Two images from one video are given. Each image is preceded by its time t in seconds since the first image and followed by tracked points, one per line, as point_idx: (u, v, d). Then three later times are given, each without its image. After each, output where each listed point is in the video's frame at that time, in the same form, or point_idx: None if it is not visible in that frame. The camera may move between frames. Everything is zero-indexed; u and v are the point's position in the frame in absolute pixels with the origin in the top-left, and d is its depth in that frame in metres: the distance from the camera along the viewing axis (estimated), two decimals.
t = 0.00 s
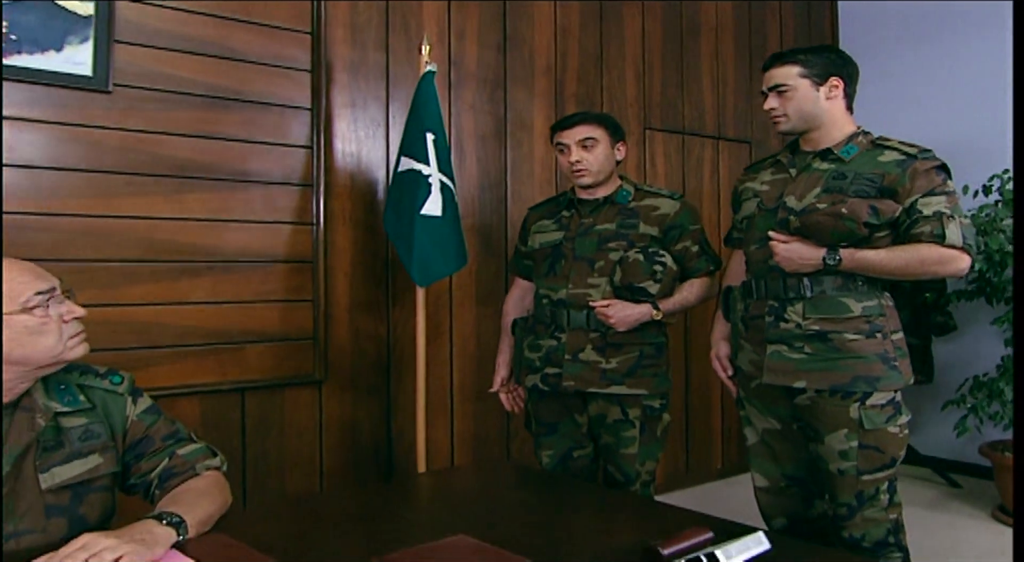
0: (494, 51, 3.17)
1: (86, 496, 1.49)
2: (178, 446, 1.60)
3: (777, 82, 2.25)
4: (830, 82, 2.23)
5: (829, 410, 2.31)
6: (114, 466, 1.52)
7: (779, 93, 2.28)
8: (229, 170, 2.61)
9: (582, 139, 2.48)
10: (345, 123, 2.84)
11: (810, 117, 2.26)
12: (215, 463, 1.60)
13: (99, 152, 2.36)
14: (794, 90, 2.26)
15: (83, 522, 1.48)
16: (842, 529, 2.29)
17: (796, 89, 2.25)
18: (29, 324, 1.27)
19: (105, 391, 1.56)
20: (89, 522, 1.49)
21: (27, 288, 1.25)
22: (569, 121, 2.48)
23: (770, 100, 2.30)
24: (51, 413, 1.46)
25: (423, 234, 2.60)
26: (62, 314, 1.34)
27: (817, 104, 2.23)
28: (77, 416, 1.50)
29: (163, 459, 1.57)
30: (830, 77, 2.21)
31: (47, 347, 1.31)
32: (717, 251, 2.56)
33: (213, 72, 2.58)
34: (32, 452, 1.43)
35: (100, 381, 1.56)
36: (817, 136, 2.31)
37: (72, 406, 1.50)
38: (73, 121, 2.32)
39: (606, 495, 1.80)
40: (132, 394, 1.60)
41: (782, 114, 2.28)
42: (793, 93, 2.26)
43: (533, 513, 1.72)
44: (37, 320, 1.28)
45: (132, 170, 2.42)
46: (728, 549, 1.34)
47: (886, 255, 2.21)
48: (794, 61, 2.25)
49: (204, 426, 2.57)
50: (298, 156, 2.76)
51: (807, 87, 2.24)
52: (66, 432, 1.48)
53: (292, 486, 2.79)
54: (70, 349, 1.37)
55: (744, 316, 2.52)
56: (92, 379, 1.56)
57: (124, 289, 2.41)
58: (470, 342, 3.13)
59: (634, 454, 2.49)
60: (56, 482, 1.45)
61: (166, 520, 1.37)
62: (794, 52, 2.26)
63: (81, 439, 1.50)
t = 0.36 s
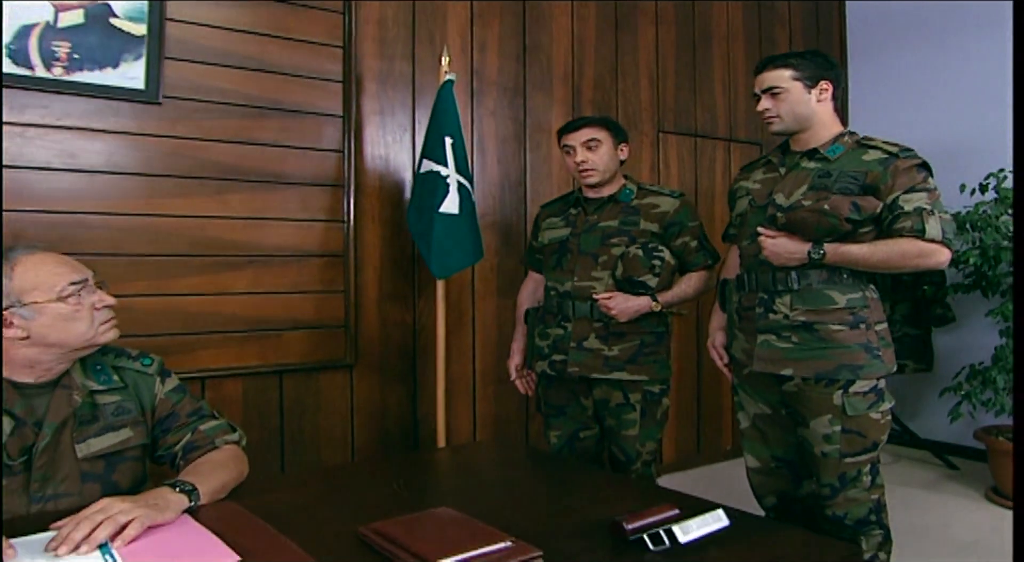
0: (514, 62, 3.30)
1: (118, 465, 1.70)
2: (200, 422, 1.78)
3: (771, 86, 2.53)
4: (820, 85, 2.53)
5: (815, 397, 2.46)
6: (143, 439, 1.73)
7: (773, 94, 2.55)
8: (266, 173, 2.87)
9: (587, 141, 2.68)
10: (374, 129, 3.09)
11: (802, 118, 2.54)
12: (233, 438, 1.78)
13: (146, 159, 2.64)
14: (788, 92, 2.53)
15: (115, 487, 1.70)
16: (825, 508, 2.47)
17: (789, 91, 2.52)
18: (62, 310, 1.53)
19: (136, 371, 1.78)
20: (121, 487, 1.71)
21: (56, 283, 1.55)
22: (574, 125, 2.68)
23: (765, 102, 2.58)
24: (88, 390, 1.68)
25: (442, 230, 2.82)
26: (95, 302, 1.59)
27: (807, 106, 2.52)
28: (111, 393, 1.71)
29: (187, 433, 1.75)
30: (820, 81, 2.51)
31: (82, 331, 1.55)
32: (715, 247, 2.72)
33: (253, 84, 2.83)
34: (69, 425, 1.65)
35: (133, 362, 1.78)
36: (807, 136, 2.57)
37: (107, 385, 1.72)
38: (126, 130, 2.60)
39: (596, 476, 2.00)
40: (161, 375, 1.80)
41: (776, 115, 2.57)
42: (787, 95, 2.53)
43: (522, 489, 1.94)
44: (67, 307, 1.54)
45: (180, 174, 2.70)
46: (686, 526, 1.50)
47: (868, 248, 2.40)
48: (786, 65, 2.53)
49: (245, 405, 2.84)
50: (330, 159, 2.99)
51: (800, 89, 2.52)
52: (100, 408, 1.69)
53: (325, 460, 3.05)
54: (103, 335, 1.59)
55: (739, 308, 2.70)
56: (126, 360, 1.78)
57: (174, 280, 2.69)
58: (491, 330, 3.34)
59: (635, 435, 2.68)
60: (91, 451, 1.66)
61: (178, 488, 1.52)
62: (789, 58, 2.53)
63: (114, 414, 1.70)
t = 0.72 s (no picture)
0: (537, 69, 3.52)
1: (155, 438, 2.00)
2: (229, 401, 2.10)
3: (772, 88, 2.63)
4: (819, 88, 2.64)
5: (807, 385, 2.62)
6: (177, 415, 2.03)
7: (774, 97, 2.66)
8: (304, 176, 3.13)
9: (596, 144, 2.85)
10: (406, 134, 3.33)
11: (802, 119, 2.65)
12: (256, 417, 2.10)
13: (195, 165, 2.94)
14: (788, 94, 2.63)
15: (154, 458, 1.99)
16: (816, 491, 2.63)
17: (790, 94, 2.62)
18: (103, 301, 1.84)
19: (173, 355, 2.10)
20: (157, 457, 1.99)
21: (98, 274, 1.85)
22: (584, 130, 2.84)
23: (765, 103, 2.68)
24: (128, 370, 2.00)
25: (463, 228, 3.05)
26: (132, 293, 1.89)
27: (807, 108, 2.63)
28: (150, 374, 2.02)
29: (217, 411, 2.07)
30: (819, 84, 2.62)
31: (120, 319, 1.86)
32: (720, 243, 2.86)
33: (293, 96, 3.09)
34: (113, 401, 1.96)
35: (169, 347, 2.10)
36: (805, 137, 2.69)
37: (147, 366, 2.03)
38: (178, 138, 2.91)
39: (595, 469, 2.18)
40: (195, 358, 2.13)
41: (777, 116, 2.67)
42: (787, 97, 2.63)
43: (519, 473, 2.17)
44: (108, 298, 1.85)
45: (228, 178, 2.99)
46: (653, 505, 1.77)
47: (860, 244, 2.53)
48: (787, 69, 2.62)
49: (286, 387, 3.11)
50: (364, 163, 3.23)
51: (799, 91, 2.62)
52: (141, 387, 2.00)
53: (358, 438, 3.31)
54: (138, 321, 1.90)
55: (739, 301, 2.86)
56: (163, 345, 2.10)
57: (222, 272, 2.98)
58: (515, 320, 3.56)
59: (641, 420, 2.86)
60: (132, 425, 1.96)
61: (202, 460, 1.83)
62: (788, 62, 2.62)
63: (153, 393, 2.02)
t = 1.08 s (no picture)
0: (558, 77, 3.72)
1: (189, 416, 2.30)
2: (254, 385, 2.40)
3: (770, 92, 2.73)
4: (815, 92, 2.74)
5: (801, 377, 2.73)
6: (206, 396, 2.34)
7: (772, 100, 2.76)
8: (338, 179, 3.36)
9: (611, 145, 3.00)
10: (433, 138, 3.53)
11: (798, 122, 2.76)
12: (279, 399, 2.39)
13: (240, 170, 3.18)
14: (785, 98, 2.73)
15: (187, 433, 2.29)
16: (810, 477, 2.76)
17: (787, 97, 2.72)
18: (141, 291, 2.16)
19: (205, 342, 2.41)
20: (191, 433, 2.29)
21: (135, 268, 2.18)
22: (602, 130, 3.01)
23: (764, 107, 2.78)
24: (164, 355, 2.32)
25: (482, 226, 3.25)
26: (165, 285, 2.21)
27: (803, 110, 2.74)
28: (184, 358, 2.34)
29: (243, 393, 2.37)
30: (815, 88, 2.73)
31: (155, 308, 2.17)
32: (722, 241, 3.01)
33: (325, 106, 3.31)
34: (151, 382, 2.27)
35: (202, 334, 2.42)
36: (801, 139, 2.80)
37: (181, 351, 2.35)
38: (221, 146, 3.13)
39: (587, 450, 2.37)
40: (224, 345, 2.44)
41: (776, 119, 2.77)
42: (784, 100, 2.74)
43: (515, 452, 2.38)
44: (145, 289, 2.16)
45: (268, 181, 3.24)
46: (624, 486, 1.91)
47: (853, 241, 2.62)
48: (784, 73, 2.72)
49: (321, 374, 3.35)
50: (393, 168, 3.45)
51: (796, 95, 2.72)
52: (176, 370, 2.32)
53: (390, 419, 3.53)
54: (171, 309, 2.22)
55: (741, 295, 2.99)
56: (196, 333, 2.42)
57: (263, 269, 3.22)
58: (536, 313, 3.78)
59: (646, 407, 3.04)
60: (168, 404, 2.26)
61: (222, 436, 2.12)
62: (785, 67, 2.72)
63: (186, 375, 2.33)
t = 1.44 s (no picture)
0: (579, 76, 3.78)
1: (205, 405, 2.44)
2: (268, 375, 2.53)
3: (783, 87, 2.66)
4: (829, 87, 2.67)
5: (810, 374, 2.72)
6: (223, 385, 2.47)
7: (785, 96, 2.69)
8: (363, 179, 3.44)
9: (629, 141, 2.99)
10: (455, 137, 3.59)
11: (813, 117, 2.69)
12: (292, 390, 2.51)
13: (268, 170, 3.27)
14: (798, 93, 2.67)
15: (204, 420, 2.43)
16: (820, 474, 2.75)
17: (800, 93, 2.66)
18: (160, 286, 2.29)
19: (223, 334, 2.55)
20: (207, 420, 2.43)
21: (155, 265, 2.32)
22: (622, 126, 2.99)
23: (777, 103, 2.71)
24: (184, 346, 2.46)
25: (500, 224, 3.32)
26: (183, 281, 2.35)
27: (817, 106, 2.67)
28: (203, 350, 2.48)
29: (258, 384, 2.50)
30: (829, 83, 2.66)
31: (173, 302, 2.31)
32: (736, 238, 2.97)
33: (350, 108, 3.38)
34: (171, 371, 2.42)
35: (220, 327, 2.57)
36: (816, 134, 2.73)
37: (200, 343, 2.49)
38: (251, 148, 3.23)
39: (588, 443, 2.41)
40: (241, 337, 2.58)
41: (789, 115, 2.70)
42: (798, 96, 2.67)
43: (516, 444, 2.43)
44: (164, 284, 2.30)
45: (296, 181, 3.32)
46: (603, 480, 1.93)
47: (862, 237, 2.57)
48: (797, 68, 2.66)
49: (347, 367, 3.46)
50: (416, 167, 3.52)
51: (809, 90, 2.65)
52: (195, 360, 2.46)
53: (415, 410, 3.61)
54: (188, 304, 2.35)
55: (754, 292, 2.98)
56: (215, 325, 2.56)
57: (291, 265, 3.34)
58: (558, 309, 3.83)
59: (658, 403, 3.06)
60: (186, 393, 2.41)
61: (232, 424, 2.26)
62: (797, 62, 2.65)
63: (205, 365, 2.47)
